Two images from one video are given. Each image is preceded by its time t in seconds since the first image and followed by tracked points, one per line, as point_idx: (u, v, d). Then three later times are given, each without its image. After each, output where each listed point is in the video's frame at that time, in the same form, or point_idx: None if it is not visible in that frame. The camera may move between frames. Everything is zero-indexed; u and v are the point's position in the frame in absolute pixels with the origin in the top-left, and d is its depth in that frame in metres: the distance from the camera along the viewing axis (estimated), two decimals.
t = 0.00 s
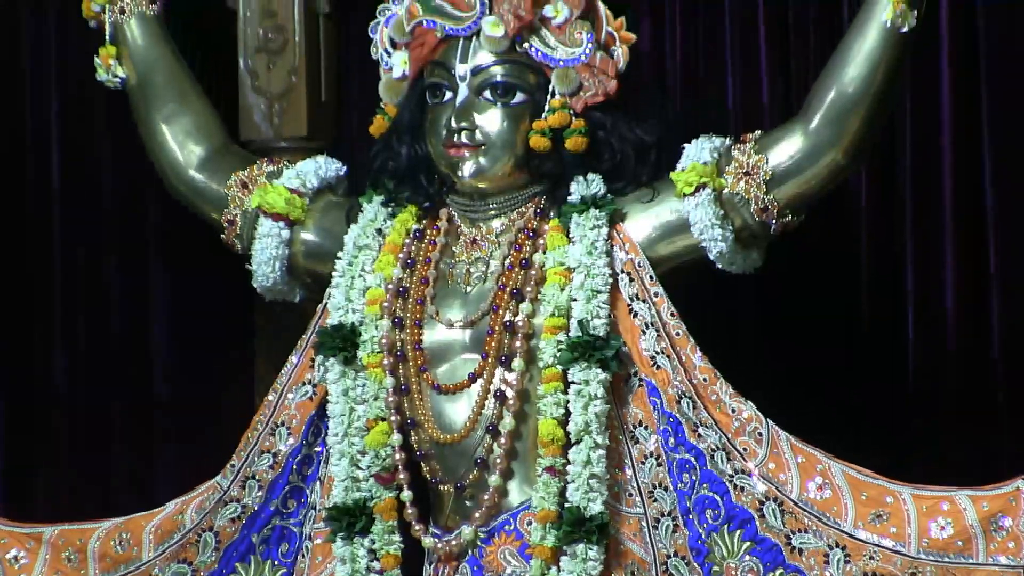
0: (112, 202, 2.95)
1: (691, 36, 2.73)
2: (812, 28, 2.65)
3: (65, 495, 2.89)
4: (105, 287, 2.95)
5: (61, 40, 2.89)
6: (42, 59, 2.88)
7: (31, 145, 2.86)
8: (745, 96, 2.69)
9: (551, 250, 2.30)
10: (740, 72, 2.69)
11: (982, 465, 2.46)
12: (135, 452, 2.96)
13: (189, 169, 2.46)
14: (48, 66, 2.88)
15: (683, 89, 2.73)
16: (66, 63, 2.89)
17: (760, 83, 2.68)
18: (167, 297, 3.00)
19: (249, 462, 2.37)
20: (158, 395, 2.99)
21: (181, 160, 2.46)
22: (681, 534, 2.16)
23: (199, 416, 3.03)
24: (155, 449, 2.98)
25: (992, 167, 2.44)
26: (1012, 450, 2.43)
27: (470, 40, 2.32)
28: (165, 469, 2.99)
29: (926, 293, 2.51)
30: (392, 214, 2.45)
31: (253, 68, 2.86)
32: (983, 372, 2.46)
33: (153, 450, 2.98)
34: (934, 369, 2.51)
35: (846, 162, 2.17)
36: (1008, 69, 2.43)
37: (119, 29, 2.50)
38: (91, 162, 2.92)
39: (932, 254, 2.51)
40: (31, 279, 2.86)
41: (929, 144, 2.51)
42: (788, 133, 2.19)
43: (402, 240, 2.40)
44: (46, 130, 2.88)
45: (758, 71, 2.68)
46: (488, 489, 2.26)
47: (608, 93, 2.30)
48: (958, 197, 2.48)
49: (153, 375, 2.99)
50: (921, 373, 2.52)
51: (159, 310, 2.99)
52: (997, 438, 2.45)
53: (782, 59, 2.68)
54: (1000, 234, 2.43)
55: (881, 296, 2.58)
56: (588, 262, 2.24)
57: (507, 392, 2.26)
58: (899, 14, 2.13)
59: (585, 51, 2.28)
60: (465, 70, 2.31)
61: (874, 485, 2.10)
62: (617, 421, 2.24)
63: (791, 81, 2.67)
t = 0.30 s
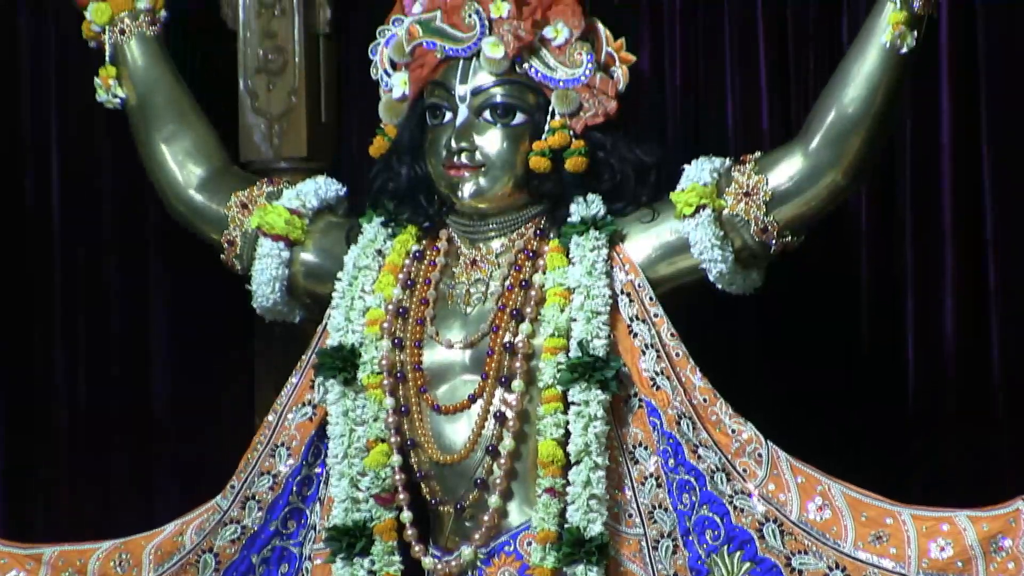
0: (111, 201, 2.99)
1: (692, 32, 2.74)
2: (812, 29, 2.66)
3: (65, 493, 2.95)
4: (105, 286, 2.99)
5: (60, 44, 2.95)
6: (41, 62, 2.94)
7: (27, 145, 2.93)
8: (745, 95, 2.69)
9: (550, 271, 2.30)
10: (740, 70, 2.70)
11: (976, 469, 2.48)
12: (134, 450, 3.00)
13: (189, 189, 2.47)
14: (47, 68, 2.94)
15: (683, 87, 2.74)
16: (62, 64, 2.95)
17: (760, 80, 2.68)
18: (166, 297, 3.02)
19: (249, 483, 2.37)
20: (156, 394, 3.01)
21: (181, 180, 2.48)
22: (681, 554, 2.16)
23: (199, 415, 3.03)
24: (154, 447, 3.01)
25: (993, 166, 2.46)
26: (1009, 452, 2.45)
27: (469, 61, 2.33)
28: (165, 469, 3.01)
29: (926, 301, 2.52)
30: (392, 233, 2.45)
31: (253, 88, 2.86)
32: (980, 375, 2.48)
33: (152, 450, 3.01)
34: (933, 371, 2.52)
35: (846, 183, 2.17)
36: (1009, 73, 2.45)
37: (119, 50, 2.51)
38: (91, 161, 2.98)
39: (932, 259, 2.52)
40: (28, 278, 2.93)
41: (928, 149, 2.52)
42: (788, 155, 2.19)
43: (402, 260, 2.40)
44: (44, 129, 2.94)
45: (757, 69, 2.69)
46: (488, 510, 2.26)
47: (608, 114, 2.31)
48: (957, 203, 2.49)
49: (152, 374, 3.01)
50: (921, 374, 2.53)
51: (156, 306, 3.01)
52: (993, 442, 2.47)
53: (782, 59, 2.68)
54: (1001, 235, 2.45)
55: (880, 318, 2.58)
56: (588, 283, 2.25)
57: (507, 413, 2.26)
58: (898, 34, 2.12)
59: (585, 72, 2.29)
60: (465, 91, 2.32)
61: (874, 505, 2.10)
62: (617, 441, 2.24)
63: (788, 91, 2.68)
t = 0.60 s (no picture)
0: (111, 212, 3.01)
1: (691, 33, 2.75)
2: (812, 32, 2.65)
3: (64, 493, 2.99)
4: (104, 298, 3.01)
5: (58, 52, 2.99)
6: (39, 69, 2.97)
7: (25, 150, 2.97)
8: (744, 97, 2.70)
9: (551, 292, 2.30)
10: (739, 71, 2.71)
11: (971, 481, 2.49)
12: (133, 451, 3.02)
13: (189, 210, 2.48)
14: (45, 73, 2.98)
15: (683, 88, 2.75)
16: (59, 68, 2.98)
17: (758, 80, 2.69)
18: (162, 301, 3.03)
19: (249, 504, 2.37)
20: (155, 396, 3.02)
21: (182, 202, 2.49)
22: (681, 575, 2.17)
23: (199, 414, 3.04)
24: (153, 448, 3.02)
25: (992, 181, 2.46)
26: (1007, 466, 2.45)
27: (469, 82, 2.34)
28: (164, 470, 3.02)
29: (927, 318, 2.51)
30: (392, 255, 2.45)
31: (253, 109, 2.88)
32: (980, 387, 2.48)
33: (151, 452, 3.02)
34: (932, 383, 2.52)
35: (846, 205, 2.17)
36: (1008, 82, 2.44)
37: (119, 71, 2.52)
38: (88, 163, 2.99)
39: (932, 278, 2.52)
40: (25, 281, 2.97)
41: (929, 158, 2.53)
42: (787, 177, 2.18)
43: (402, 281, 2.40)
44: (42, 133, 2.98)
45: (755, 70, 2.70)
46: (488, 531, 2.26)
47: (608, 135, 2.31)
48: (958, 215, 2.49)
49: (150, 376, 3.02)
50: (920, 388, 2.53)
51: (153, 308, 3.02)
52: (990, 454, 2.48)
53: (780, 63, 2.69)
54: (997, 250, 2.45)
55: (880, 341, 2.59)
56: (588, 304, 2.25)
57: (507, 434, 2.26)
58: (898, 55, 2.12)
59: (585, 93, 2.30)
60: (465, 113, 2.33)
61: (873, 526, 2.10)
62: (617, 462, 2.25)
63: (788, 97, 2.69)
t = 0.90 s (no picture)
0: (109, 219, 3.09)
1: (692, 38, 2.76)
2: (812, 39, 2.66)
3: (65, 496, 3.09)
4: (101, 303, 3.10)
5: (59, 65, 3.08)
6: (39, 84, 3.08)
7: (27, 169, 3.08)
8: (744, 104, 2.71)
9: (551, 310, 2.31)
10: (739, 77, 2.72)
11: (970, 497, 2.49)
12: (133, 456, 3.10)
13: (189, 229, 2.49)
14: (46, 87, 3.08)
15: (683, 96, 2.76)
16: (61, 84, 3.08)
17: (759, 89, 2.70)
18: (161, 309, 3.09)
19: (249, 522, 2.37)
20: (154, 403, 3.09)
21: (182, 220, 2.49)
22: None
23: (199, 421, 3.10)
24: (152, 453, 3.10)
25: (990, 201, 2.47)
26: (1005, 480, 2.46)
27: (470, 100, 2.35)
28: (163, 475, 3.09)
29: (927, 336, 2.51)
30: (392, 273, 2.46)
31: (253, 127, 2.90)
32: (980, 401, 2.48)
33: (150, 458, 3.10)
34: (932, 398, 2.52)
35: (847, 223, 2.15)
36: (1008, 91, 2.45)
37: (120, 89, 2.53)
38: (90, 176, 3.08)
39: (932, 296, 2.52)
40: (25, 290, 3.09)
41: (928, 169, 2.54)
42: (788, 194, 2.18)
43: (402, 299, 2.41)
44: (43, 146, 3.09)
45: (756, 90, 2.70)
46: (488, 549, 2.25)
47: (608, 154, 2.32)
48: (958, 232, 2.50)
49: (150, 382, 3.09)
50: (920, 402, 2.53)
51: (153, 315, 3.08)
52: (988, 469, 2.48)
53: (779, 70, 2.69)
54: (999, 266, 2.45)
55: (880, 361, 2.59)
56: (588, 322, 2.25)
57: (507, 452, 2.25)
58: (898, 73, 2.11)
59: (585, 112, 2.30)
60: (465, 131, 2.34)
61: (873, 544, 2.09)
62: (617, 480, 2.27)
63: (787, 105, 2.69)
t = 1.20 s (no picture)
0: (108, 223, 3.13)
1: (691, 42, 2.77)
2: (811, 44, 2.67)
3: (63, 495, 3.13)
4: (99, 308, 3.14)
5: (57, 69, 3.13)
6: (38, 90, 3.13)
7: (27, 175, 3.13)
8: (743, 120, 2.72)
9: (550, 328, 2.31)
10: (738, 81, 2.73)
11: (971, 504, 2.49)
12: (132, 457, 3.14)
13: (189, 248, 2.50)
14: (46, 92, 3.13)
15: (682, 116, 2.77)
16: (60, 89, 3.13)
17: (758, 111, 2.71)
18: (159, 312, 3.09)
19: (249, 541, 2.39)
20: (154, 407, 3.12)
21: (182, 239, 2.50)
22: None
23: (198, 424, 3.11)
24: (151, 459, 3.13)
25: (992, 222, 2.47)
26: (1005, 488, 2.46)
27: (470, 119, 2.36)
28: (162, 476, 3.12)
29: (927, 355, 2.52)
30: (392, 292, 2.46)
31: (253, 145, 2.90)
32: (979, 407, 2.49)
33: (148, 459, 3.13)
34: (934, 405, 2.52)
35: (846, 242, 2.16)
36: (1010, 113, 2.47)
37: (120, 109, 2.54)
38: (90, 181, 3.13)
39: (932, 315, 2.52)
40: (25, 293, 3.14)
41: (928, 184, 2.54)
42: (787, 213, 2.18)
43: (402, 318, 2.41)
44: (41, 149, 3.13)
45: (756, 111, 2.71)
46: (487, 568, 2.25)
47: (608, 172, 2.33)
48: (958, 252, 2.50)
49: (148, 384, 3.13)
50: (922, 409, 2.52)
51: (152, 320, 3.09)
52: (990, 476, 2.48)
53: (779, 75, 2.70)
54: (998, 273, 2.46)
55: (880, 380, 2.59)
56: (587, 340, 2.25)
57: (507, 470, 2.25)
58: (897, 92, 2.11)
59: (585, 130, 2.31)
60: (465, 149, 2.34)
61: (873, 562, 2.11)
62: (617, 499, 2.26)
63: (786, 109, 2.70)
